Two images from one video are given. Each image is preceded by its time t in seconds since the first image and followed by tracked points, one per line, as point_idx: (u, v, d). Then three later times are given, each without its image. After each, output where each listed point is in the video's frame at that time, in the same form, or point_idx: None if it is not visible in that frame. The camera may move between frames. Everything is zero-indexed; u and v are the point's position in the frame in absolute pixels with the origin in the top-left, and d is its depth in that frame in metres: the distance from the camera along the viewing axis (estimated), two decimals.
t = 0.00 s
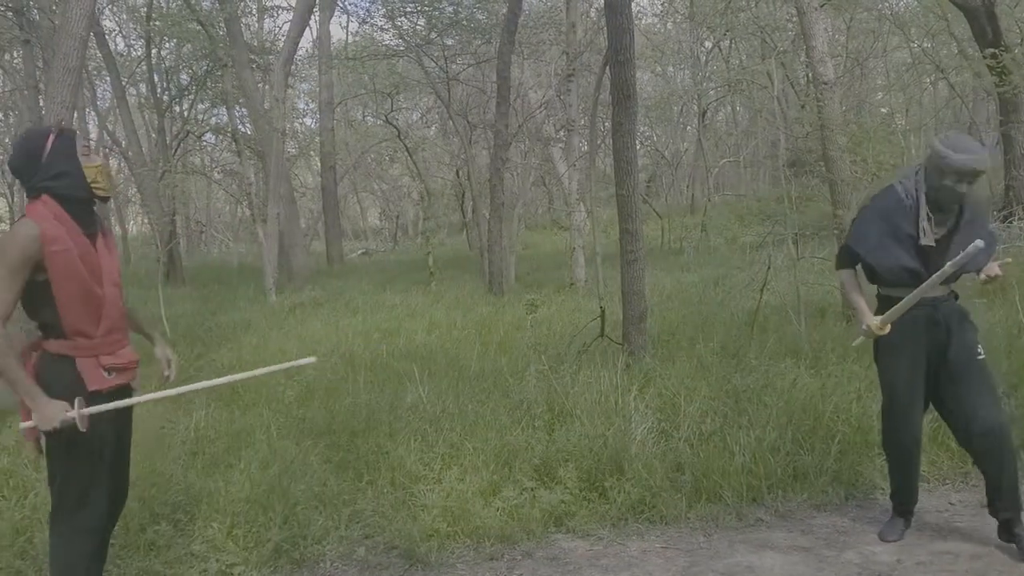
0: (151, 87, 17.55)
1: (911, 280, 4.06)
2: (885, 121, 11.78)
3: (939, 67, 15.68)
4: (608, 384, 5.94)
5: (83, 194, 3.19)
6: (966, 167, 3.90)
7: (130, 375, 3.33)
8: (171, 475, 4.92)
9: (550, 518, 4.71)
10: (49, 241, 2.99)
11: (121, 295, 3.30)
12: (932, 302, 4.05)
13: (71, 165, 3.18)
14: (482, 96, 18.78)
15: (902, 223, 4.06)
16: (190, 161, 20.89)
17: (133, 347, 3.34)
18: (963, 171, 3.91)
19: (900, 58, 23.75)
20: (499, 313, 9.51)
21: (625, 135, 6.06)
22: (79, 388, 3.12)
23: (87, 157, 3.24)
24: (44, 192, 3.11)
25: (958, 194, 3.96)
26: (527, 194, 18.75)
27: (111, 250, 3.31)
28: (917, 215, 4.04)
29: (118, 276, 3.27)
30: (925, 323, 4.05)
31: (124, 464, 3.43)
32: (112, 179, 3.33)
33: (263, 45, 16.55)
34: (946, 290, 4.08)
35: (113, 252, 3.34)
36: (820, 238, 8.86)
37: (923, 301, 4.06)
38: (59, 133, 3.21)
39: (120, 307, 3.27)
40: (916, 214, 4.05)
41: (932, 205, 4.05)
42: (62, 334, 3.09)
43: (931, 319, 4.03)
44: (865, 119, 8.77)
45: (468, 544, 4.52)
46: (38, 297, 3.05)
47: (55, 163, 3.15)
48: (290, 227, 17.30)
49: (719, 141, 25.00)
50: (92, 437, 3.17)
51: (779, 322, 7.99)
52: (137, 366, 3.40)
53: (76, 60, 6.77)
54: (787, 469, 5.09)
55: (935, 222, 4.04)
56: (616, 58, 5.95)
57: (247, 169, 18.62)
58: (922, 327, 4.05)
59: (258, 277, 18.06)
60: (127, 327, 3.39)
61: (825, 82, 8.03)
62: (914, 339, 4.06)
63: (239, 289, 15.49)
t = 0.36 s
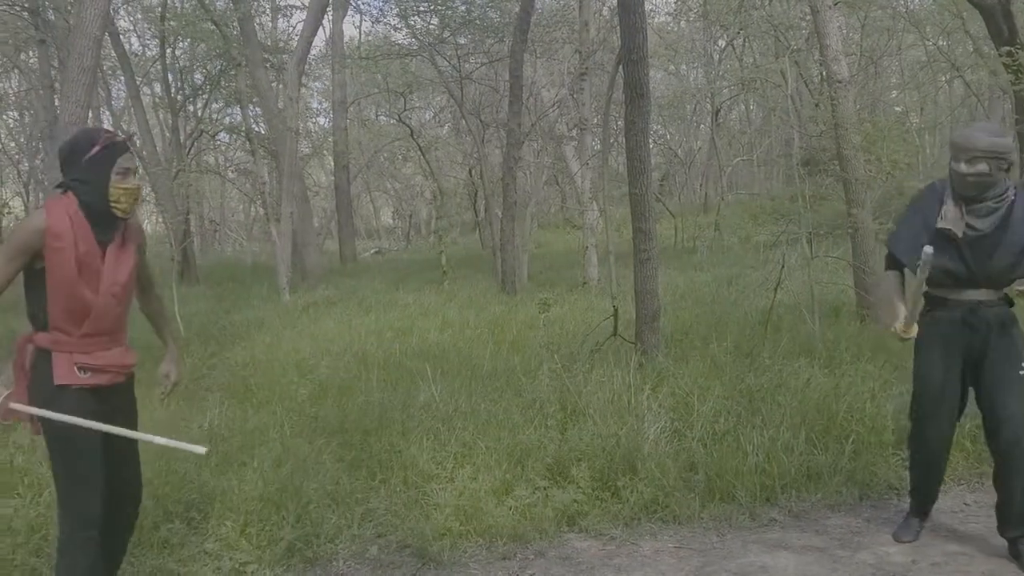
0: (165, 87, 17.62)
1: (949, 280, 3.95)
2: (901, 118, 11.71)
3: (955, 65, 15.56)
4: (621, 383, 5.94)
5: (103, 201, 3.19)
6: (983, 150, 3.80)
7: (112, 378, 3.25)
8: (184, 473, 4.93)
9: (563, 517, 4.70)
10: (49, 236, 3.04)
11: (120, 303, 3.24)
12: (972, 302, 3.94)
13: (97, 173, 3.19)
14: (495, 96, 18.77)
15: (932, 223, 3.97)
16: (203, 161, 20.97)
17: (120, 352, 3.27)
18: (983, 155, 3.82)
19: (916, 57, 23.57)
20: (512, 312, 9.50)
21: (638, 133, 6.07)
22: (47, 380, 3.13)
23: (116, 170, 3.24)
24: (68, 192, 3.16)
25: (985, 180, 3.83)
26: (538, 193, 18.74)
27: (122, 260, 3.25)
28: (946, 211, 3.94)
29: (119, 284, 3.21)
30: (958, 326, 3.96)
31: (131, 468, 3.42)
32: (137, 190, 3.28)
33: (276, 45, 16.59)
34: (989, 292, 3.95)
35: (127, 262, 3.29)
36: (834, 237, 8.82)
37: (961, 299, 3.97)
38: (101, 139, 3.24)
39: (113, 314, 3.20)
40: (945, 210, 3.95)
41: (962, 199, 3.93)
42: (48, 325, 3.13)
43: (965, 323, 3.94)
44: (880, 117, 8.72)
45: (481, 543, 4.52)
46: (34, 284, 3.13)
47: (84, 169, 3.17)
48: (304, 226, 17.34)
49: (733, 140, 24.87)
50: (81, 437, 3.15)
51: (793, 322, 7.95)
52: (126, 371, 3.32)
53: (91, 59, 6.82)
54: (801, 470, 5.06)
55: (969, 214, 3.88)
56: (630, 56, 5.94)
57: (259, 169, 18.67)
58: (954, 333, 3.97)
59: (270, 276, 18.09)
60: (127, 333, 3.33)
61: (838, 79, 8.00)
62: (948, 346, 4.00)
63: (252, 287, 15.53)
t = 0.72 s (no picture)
0: (182, 92, 17.75)
1: (976, 291, 3.78)
2: (919, 120, 11.64)
3: (973, 67, 15.44)
4: (636, 387, 5.92)
5: (105, 200, 3.21)
6: (991, 152, 3.67)
7: (124, 381, 3.28)
8: (200, 476, 4.94)
9: (577, 521, 4.67)
10: (59, 236, 3.02)
11: (130, 303, 3.28)
12: (998, 312, 3.73)
13: (98, 173, 3.21)
14: (510, 100, 18.79)
15: (956, 233, 3.85)
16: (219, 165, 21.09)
17: (129, 355, 3.30)
18: (992, 158, 3.68)
19: (933, 59, 23.40)
20: (526, 315, 9.50)
21: (653, 136, 6.08)
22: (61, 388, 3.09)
23: (113, 169, 3.27)
24: (69, 193, 3.16)
25: (1000, 183, 3.68)
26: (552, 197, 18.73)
27: (128, 259, 3.30)
28: (966, 220, 3.83)
29: (128, 285, 3.25)
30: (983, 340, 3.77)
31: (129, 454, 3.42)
32: (138, 190, 3.33)
33: (292, 49, 16.68)
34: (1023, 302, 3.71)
35: (131, 263, 3.33)
36: (849, 241, 8.77)
37: (988, 307, 3.77)
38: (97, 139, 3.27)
39: (124, 314, 3.24)
40: (965, 219, 3.84)
41: (983, 206, 3.79)
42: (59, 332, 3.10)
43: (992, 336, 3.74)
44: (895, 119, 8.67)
45: (494, 546, 4.49)
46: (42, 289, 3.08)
47: (83, 169, 3.19)
48: (319, 229, 17.40)
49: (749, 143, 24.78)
50: (82, 430, 3.10)
51: (809, 325, 7.91)
52: (135, 375, 3.35)
53: (109, 64, 6.89)
54: (818, 475, 5.01)
55: (990, 221, 3.73)
56: (644, 59, 5.95)
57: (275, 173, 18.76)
58: (976, 346, 3.79)
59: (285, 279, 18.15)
60: (135, 335, 3.36)
61: (853, 82, 7.97)
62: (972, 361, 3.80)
63: (267, 291, 15.60)
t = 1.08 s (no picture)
0: (188, 93, 17.78)
1: (934, 310, 3.81)
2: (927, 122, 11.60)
3: (980, 70, 15.38)
4: (641, 390, 5.92)
5: (104, 210, 3.14)
6: (944, 171, 3.76)
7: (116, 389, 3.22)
8: (204, 478, 4.93)
9: (582, 525, 4.66)
10: (64, 246, 2.93)
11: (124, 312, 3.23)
12: (960, 329, 3.76)
13: (100, 182, 3.13)
14: (515, 102, 18.79)
15: (911, 253, 3.88)
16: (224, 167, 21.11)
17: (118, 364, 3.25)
18: (943, 176, 3.77)
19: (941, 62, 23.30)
20: (531, 317, 9.49)
21: (659, 138, 6.08)
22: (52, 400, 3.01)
23: (115, 177, 3.19)
24: (67, 199, 3.06)
25: (951, 202, 3.75)
26: (558, 199, 18.71)
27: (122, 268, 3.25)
28: (918, 241, 3.86)
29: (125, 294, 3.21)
30: (946, 357, 3.75)
31: (133, 453, 3.31)
32: (135, 200, 3.28)
33: (299, 51, 16.69)
34: (981, 317, 3.78)
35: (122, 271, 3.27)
36: (855, 244, 8.75)
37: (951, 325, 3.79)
38: (103, 144, 3.18)
39: (119, 325, 3.18)
40: (919, 239, 3.87)
41: (934, 226, 3.85)
42: (53, 342, 3.00)
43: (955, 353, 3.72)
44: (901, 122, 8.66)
45: (499, 549, 4.48)
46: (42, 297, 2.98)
47: (84, 175, 3.09)
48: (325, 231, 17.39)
49: (756, 146, 24.68)
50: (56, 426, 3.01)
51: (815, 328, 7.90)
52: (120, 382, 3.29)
53: (116, 65, 6.91)
54: (825, 479, 4.99)
55: (943, 241, 3.78)
56: (651, 61, 5.95)
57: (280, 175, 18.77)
58: (942, 363, 3.75)
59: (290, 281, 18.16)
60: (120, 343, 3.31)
61: (859, 85, 7.97)
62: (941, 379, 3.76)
63: (272, 293, 15.60)
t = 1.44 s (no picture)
0: (199, 97, 17.83)
1: (891, 318, 4.01)
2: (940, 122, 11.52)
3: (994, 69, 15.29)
4: (653, 392, 5.91)
5: (135, 211, 3.16)
6: (883, 191, 3.89)
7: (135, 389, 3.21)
8: (216, 480, 4.95)
9: (594, 527, 4.64)
10: (96, 246, 2.95)
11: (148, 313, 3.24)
12: (920, 331, 3.95)
13: (132, 184, 3.16)
14: (525, 104, 18.77)
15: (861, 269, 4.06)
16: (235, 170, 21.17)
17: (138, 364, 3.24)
18: (883, 195, 3.90)
19: (954, 61, 23.15)
20: (542, 319, 9.47)
21: (670, 140, 6.07)
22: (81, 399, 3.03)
23: (145, 179, 3.22)
24: (99, 200, 3.07)
25: (893, 219, 3.88)
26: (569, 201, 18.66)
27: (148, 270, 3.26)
28: (865, 258, 4.05)
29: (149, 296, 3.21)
30: (909, 358, 3.95)
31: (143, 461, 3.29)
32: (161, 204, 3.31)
33: (310, 54, 16.72)
34: (937, 317, 3.95)
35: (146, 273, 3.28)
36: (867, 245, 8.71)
37: (910, 329, 3.98)
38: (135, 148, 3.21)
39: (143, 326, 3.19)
40: (866, 255, 4.05)
41: (880, 241, 4.01)
42: (79, 340, 3.00)
43: (919, 354, 3.91)
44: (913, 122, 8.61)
45: (511, 551, 4.47)
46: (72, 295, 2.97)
47: (115, 176, 3.12)
48: (336, 233, 17.41)
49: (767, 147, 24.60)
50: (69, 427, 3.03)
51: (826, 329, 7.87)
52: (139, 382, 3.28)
53: (128, 68, 6.93)
54: (837, 480, 4.96)
55: (888, 255, 3.94)
56: (662, 62, 5.94)
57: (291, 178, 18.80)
58: (907, 365, 3.95)
59: (301, 284, 18.17)
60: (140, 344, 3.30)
61: (871, 85, 7.93)
62: (908, 380, 3.95)
63: (284, 295, 15.62)
